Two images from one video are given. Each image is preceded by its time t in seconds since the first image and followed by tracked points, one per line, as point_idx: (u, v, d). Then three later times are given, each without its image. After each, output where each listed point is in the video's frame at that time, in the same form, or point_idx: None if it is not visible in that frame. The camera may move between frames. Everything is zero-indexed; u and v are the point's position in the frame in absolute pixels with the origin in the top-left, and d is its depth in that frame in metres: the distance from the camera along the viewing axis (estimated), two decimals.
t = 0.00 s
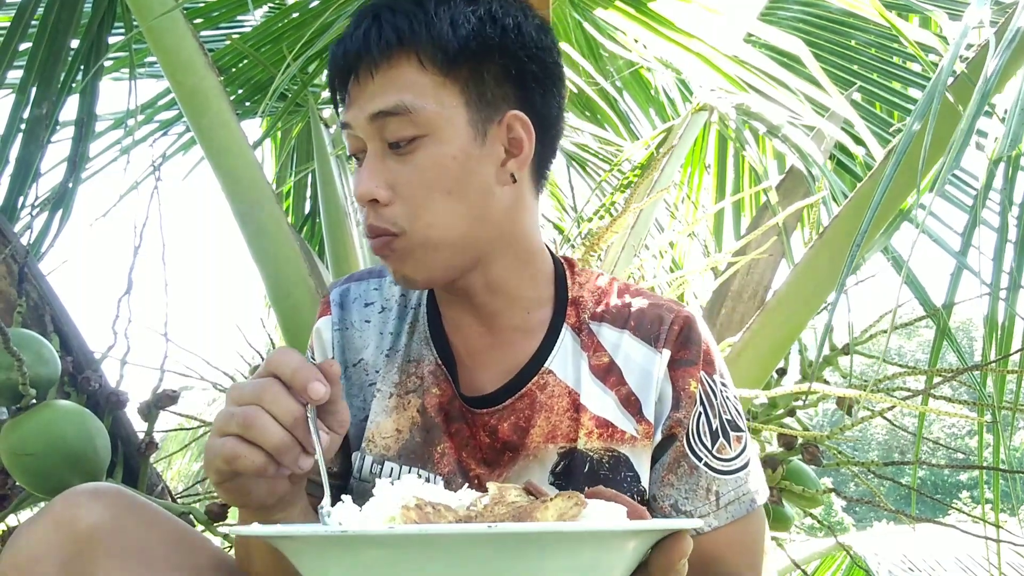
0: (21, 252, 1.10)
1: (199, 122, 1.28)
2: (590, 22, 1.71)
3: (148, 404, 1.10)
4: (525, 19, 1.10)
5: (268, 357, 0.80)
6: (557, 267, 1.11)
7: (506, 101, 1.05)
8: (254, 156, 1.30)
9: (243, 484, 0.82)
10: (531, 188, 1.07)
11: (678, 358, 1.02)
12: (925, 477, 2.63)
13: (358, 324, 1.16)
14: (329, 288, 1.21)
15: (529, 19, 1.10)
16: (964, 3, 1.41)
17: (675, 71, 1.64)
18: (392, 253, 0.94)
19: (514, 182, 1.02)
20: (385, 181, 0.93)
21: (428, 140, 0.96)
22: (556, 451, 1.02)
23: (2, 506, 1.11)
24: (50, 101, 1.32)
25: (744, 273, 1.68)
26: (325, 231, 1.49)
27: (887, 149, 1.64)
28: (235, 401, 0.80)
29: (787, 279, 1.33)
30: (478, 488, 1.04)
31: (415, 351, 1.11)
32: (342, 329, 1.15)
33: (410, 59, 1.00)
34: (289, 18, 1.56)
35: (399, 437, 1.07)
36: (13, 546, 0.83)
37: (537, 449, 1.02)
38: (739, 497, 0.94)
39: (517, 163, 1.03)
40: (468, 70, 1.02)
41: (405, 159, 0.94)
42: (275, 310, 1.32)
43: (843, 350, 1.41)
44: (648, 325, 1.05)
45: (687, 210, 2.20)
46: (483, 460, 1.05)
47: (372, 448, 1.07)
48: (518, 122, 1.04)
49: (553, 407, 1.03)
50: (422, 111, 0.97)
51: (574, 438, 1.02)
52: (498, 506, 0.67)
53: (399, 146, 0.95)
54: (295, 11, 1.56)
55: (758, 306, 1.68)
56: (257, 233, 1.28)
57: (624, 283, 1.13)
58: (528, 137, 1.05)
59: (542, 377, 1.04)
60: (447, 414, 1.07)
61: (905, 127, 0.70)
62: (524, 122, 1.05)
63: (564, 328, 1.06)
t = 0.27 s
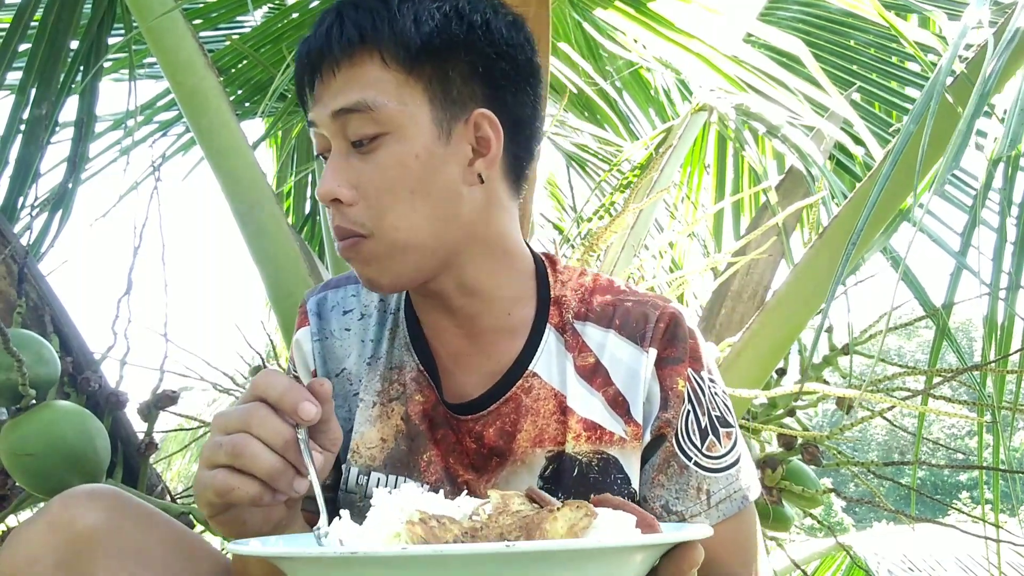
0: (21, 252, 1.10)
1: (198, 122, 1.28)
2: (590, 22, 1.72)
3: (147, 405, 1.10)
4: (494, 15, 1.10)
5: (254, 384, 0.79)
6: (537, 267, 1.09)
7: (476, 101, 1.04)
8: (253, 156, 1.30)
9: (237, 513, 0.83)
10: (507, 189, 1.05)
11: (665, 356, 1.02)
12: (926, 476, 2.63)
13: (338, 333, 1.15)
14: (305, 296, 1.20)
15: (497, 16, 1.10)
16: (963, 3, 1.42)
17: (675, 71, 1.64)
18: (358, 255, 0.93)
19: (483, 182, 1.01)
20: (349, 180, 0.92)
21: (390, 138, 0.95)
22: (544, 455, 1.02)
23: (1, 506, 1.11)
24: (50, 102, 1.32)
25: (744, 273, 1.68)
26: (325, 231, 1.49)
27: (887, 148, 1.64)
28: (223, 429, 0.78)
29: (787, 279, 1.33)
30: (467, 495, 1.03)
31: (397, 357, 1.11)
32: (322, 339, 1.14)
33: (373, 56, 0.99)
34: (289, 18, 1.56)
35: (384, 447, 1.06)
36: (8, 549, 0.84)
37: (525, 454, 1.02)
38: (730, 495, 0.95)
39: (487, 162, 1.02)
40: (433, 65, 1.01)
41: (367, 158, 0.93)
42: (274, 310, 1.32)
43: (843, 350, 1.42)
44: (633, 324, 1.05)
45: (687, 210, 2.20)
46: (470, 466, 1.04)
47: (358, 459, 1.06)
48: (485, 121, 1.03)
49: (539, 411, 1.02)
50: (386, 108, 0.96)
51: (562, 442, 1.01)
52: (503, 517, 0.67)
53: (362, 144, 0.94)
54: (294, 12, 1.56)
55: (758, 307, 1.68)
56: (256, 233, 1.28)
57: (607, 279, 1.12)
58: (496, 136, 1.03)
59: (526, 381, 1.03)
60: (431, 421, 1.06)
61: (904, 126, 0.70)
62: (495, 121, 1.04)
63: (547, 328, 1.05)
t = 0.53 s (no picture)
0: (21, 252, 1.10)
1: (198, 122, 1.28)
2: (590, 22, 1.72)
3: (148, 404, 1.10)
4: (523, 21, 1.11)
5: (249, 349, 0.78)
6: (534, 266, 1.10)
7: (504, 93, 1.06)
8: (253, 155, 1.30)
9: (221, 482, 0.82)
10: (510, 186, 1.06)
11: (659, 355, 1.03)
12: (925, 476, 2.63)
13: (333, 328, 1.15)
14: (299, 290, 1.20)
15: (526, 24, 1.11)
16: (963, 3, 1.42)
17: (675, 71, 1.64)
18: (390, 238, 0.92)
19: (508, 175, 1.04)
20: (392, 158, 0.91)
21: (433, 120, 0.94)
22: (538, 455, 1.02)
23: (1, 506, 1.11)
24: (50, 102, 1.32)
25: (744, 273, 1.68)
26: (325, 231, 1.49)
27: (886, 149, 1.64)
28: (214, 393, 0.77)
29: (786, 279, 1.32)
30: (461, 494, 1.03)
31: (392, 354, 1.11)
32: (317, 333, 1.14)
33: (420, 37, 0.99)
34: (290, 19, 1.56)
35: (379, 444, 1.06)
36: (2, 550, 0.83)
37: (519, 453, 1.02)
38: (726, 495, 0.94)
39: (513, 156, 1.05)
40: (475, 55, 1.02)
41: (409, 137, 0.93)
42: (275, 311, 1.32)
43: (843, 350, 1.42)
44: (628, 323, 1.05)
45: (687, 210, 2.20)
46: (463, 464, 1.04)
47: (352, 456, 1.06)
48: (517, 116, 1.05)
49: (534, 410, 1.03)
50: (431, 90, 0.96)
51: (556, 441, 1.02)
52: (490, 517, 0.67)
53: (403, 123, 0.94)
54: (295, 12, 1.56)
55: (758, 307, 1.68)
56: (256, 233, 1.28)
57: (602, 278, 1.13)
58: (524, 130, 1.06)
59: (521, 379, 1.03)
60: (425, 419, 1.06)
61: (905, 126, 0.70)
62: (524, 117, 1.06)
63: (541, 326, 1.06)
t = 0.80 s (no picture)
0: (20, 252, 1.10)
1: (198, 121, 1.28)
2: (589, 22, 1.72)
3: (147, 405, 1.10)
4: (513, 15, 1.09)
5: (292, 332, 0.77)
6: (537, 269, 1.10)
7: (494, 93, 1.04)
8: (253, 155, 1.30)
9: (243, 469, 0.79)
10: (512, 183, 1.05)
11: (664, 358, 1.03)
12: (924, 477, 2.63)
13: (337, 331, 1.16)
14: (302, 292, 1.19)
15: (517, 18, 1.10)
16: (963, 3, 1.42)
17: (675, 71, 1.64)
18: (379, 246, 0.91)
19: (502, 174, 1.01)
20: (376, 170, 0.90)
21: (418, 127, 0.93)
22: (543, 456, 1.01)
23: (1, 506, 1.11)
24: (49, 102, 1.31)
25: (744, 273, 1.69)
26: (325, 231, 1.49)
27: (885, 148, 1.64)
28: (251, 376, 0.76)
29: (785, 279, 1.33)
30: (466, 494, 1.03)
31: (396, 355, 1.11)
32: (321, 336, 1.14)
33: (402, 46, 0.99)
34: (289, 19, 1.56)
35: (382, 445, 1.06)
36: (3, 550, 0.83)
37: (525, 454, 1.02)
38: (727, 496, 0.95)
39: (505, 154, 1.02)
40: (456, 59, 1.01)
41: (393, 147, 0.92)
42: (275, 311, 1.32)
43: (842, 350, 1.42)
44: (633, 325, 1.05)
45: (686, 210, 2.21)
46: (468, 464, 1.03)
47: (355, 457, 1.06)
48: (507, 116, 1.03)
49: (539, 411, 1.02)
50: (414, 97, 0.95)
51: (561, 442, 1.01)
52: (520, 510, 0.67)
53: (388, 133, 0.93)
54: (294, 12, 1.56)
55: (757, 307, 1.68)
56: (256, 233, 1.28)
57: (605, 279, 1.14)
58: (516, 128, 1.04)
59: (526, 380, 1.03)
60: (430, 420, 1.05)
61: (904, 127, 0.70)
62: (513, 114, 1.04)
63: (546, 328, 1.06)
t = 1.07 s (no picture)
0: (20, 253, 1.10)
1: (197, 122, 1.28)
2: (589, 22, 1.72)
3: (147, 405, 1.10)
4: (461, 11, 1.08)
5: (281, 360, 0.79)
6: (524, 270, 1.09)
7: (445, 95, 1.04)
8: (252, 155, 1.30)
9: (246, 499, 0.81)
10: (486, 184, 1.04)
11: (652, 355, 1.02)
12: (925, 477, 2.63)
13: (326, 337, 1.15)
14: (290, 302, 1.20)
15: (463, 11, 1.08)
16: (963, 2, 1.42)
17: (674, 70, 1.64)
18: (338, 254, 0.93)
19: (456, 177, 1.00)
20: (326, 181, 0.93)
21: (360, 137, 0.96)
22: (533, 456, 1.01)
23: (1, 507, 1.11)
24: (48, 102, 1.31)
25: (743, 273, 1.69)
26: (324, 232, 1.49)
27: (885, 147, 1.64)
28: (243, 407, 0.78)
29: (786, 278, 1.33)
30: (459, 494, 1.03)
31: (384, 359, 1.11)
32: (311, 344, 1.15)
33: (342, 60, 1.00)
34: (287, 19, 1.56)
35: (374, 449, 1.07)
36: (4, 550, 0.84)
37: (514, 454, 1.02)
38: (718, 492, 0.95)
39: (461, 155, 1.01)
40: (397, 66, 1.01)
41: (340, 158, 0.95)
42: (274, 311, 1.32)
43: (842, 350, 1.42)
44: (621, 323, 1.04)
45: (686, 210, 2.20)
46: (459, 465, 1.04)
47: (348, 461, 1.07)
48: (458, 116, 1.02)
49: (528, 411, 1.02)
50: (355, 109, 0.97)
51: (551, 441, 1.01)
52: (516, 518, 0.67)
53: (336, 145, 0.96)
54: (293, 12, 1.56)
55: (757, 306, 1.68)
56: (254, 233, 1.28)
57: (593, 277, 1.12)
58: (468, 129, 1.02)
59: (514, 381, 1.03)
60: (420, 421, 1.06)
61: (901, 125, 0.70)
62: (467, 117, 1.03)
63: (532, 329, 1.05)
